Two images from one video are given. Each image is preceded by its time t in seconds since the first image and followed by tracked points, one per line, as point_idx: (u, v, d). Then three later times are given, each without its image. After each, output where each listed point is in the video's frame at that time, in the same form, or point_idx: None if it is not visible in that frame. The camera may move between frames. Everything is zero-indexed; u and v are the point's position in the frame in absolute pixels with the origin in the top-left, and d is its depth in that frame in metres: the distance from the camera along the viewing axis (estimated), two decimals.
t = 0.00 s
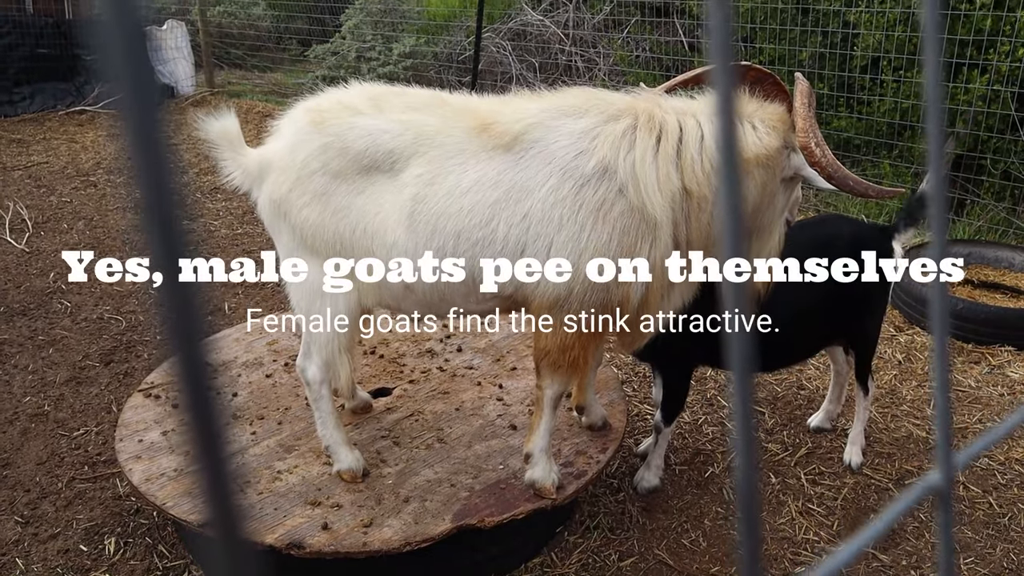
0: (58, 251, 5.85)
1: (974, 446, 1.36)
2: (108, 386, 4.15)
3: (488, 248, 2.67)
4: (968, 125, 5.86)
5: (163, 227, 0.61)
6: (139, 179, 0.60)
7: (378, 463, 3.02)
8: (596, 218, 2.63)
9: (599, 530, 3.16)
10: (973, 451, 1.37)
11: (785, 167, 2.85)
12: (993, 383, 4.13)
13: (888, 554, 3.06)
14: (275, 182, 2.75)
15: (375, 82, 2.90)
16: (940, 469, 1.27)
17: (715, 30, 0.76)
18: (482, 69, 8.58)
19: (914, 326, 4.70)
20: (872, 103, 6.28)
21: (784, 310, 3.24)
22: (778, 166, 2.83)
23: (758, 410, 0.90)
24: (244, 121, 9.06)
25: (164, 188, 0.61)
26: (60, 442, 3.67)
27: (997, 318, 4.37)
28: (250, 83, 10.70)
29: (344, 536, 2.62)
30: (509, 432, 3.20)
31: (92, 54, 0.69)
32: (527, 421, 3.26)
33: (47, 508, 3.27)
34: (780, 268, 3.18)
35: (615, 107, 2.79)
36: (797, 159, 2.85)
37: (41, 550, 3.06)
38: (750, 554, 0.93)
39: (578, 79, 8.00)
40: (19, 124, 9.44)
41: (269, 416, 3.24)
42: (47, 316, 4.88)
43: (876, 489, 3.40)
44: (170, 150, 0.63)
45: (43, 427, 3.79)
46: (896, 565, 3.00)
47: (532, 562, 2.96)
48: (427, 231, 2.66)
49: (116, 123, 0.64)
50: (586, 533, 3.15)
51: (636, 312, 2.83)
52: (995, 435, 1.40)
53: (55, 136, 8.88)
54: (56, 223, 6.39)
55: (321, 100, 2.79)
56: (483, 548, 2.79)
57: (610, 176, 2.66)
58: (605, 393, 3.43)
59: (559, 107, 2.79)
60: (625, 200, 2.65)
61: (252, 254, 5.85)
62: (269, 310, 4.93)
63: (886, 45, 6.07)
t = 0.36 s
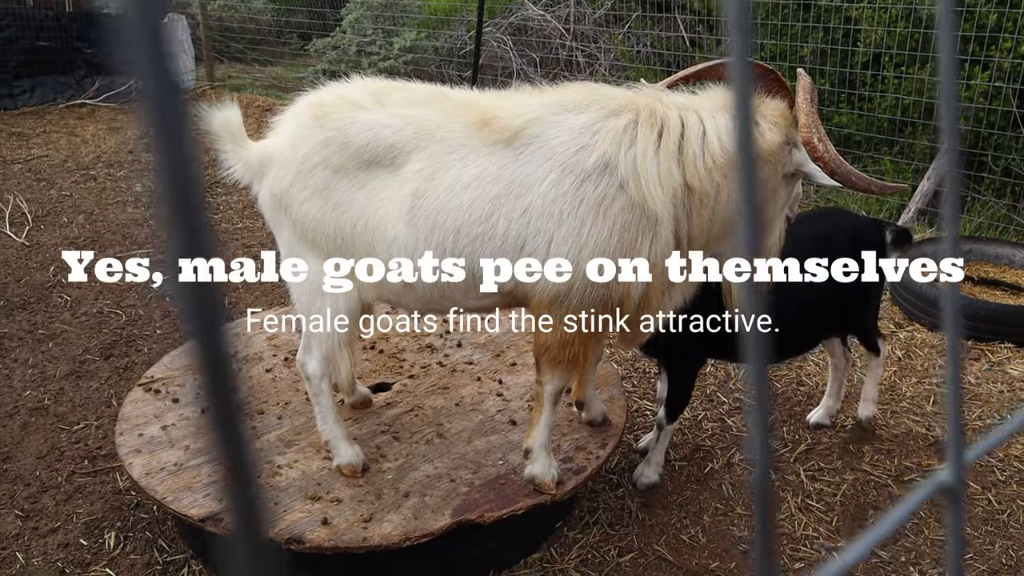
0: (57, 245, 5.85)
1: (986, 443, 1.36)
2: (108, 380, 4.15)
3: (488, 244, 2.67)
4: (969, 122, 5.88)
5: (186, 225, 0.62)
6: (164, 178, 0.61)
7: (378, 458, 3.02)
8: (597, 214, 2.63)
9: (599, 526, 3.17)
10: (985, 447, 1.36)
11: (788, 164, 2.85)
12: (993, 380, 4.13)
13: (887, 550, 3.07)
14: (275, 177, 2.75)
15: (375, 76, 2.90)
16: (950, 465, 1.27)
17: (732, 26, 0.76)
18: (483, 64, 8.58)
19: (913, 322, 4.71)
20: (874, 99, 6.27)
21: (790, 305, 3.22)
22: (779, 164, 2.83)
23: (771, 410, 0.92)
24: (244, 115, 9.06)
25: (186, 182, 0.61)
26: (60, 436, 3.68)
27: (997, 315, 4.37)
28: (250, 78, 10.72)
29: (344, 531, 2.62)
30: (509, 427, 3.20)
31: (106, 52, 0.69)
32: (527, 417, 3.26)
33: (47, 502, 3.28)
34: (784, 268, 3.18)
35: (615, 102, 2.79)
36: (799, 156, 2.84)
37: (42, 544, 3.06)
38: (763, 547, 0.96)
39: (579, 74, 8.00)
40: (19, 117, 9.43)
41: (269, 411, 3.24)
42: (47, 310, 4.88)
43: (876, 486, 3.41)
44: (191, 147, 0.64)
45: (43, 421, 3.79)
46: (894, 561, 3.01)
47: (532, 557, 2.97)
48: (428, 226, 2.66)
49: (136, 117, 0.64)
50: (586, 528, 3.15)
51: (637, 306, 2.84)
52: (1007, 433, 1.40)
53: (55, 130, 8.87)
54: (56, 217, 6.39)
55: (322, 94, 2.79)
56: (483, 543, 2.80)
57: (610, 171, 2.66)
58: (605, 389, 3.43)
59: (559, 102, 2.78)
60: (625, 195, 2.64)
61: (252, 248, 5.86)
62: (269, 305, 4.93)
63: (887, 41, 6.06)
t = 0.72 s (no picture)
0: (45, 237, 5.81)
1: (987, 403, 1.32)
2: (96, 372, 4.13)
3: (482, 235, 2.66)
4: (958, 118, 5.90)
5: (246, 218, 0.57)
6: (227, 175, 0.56)
7: (368, 450, 3.02)
8: (589, 205, 2.63)
9: (589, 518, 3.18)
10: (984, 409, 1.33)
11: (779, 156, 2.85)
12: (980, 374, 4.16)
13: (875, 542, 3.09)
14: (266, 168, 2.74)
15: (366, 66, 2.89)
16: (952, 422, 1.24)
17: None
18: (474, 57, 8.56)
19: (901, 316, 4.74)
20: (864, 94, 6.27)
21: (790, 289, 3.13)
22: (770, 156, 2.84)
23: (791, 349, 0.84)
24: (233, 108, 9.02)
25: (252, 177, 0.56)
26: (48, 429, 3.66)
27: (983, 309, 4.40)
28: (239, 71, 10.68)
29: (335, 522, 2.61)
30: (500, 419, 3.20)
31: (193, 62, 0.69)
32: (517, 409, 3.26)
33: (35, 494, 3.26)
34: (797, 263, 3.10)
35: (607, 93, 2.79)
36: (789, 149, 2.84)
37: (30, 537, 3.05)
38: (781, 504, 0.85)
39: (570, 68, 8.01)
40: (5, 109, 9.36)
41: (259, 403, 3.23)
42: (35, 302, 4.84)
43: (864, 478, 3.42)
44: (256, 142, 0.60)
45: (31, 413, 3.76)
46: (882, 552, 3.03)
47: (522, 549, 2.98)
48: (420, 217, 2.65)
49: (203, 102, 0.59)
50: (576, 520, 3.16)
51: (630, 299, 2.85)
52: (1006, 395, 1.36)
53: (43, 121, 8.81)
54: (43, 209, 6.34)
55: (313, 85, 2.78)
56: (474, 534, 2.80)
57: (602, 163, 2.66)
58: (596, 382, 3.43)
59: (551, 93, 2.78)
60: (618, 186, 2.64)
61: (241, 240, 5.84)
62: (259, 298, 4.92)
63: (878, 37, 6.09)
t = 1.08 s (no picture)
0: (45, 227, 5.81)
1: (1013, 382, 1.35)
2: (96, 363, 4.13)
3: (484, 230, 2.67)
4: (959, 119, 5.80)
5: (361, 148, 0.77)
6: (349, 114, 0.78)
7: (368, 442, 3.02)
8: (591, 200, 2.63)
9: (588, 513, 3.18)
10: (1007, 391, 1.35)
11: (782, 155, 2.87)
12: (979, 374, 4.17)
13: (872, 540, 3.10)
14: (269, 159, 2.74)
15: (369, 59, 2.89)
16: (978, 400, 1.26)
17: None
18: (476, 53, 8.55)
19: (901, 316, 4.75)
20: (866, 94, 6.26)
21: (798, 285, 3.16)
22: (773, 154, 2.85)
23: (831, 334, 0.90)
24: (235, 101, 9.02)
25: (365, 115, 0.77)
26: (48, 418, 3.66)
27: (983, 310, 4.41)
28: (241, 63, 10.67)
29: (334, 514, 2.62)
30: (500, 414, 3.21)
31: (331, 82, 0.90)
32: (517, 404, 3.27)
33: (35, 483, 3.26)
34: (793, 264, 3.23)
35: (611, 89, 2.79)
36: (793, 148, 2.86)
37: (29, 525, 3.05)
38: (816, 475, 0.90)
39: (573, 64, 8.01)
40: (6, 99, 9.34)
41: (260, 395, 3.23)
42: (35, 292, 4.84)
43: (862, 476, 3.43)
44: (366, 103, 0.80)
45: (30, 403, 3.77)
46: (879, 550, 3.04)
47: (521, 543, 2.98)
48: (423, 211, 2.66)
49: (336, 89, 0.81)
50: (575, 515, 3.17)
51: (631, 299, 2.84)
52: None
53: (44, 112, 8.79)
54: (43, 199, 6.34)
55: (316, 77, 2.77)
56: (473, 528, 2.81)
57: (605, 158, 2.66)
58: (596, 377, 3.44)
59: (555, 89, 2.78)
60: (620, 182, 2.65)
61: (242, 233, 5.85)
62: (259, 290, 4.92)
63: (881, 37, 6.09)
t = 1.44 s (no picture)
0: (44, 223, 5.80)
1: None
2: (95, 359, 4.13)
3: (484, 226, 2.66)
4: (960, 116, 5.87)
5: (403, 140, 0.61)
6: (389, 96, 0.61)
7: (368, 439, 3.02)
8: (591, 196, 2.63)
9: (587, 510, 3.18)
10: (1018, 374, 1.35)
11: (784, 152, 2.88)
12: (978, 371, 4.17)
13: (871, 537, 3.10)
14: (267, 155, 2.74)
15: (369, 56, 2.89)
16: (992, 382, 1.25)
17: None
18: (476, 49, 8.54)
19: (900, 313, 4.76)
20: (866, 92, 6.26)
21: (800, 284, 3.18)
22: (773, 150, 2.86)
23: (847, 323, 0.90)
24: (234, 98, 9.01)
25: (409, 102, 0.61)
26: (47, 414, 3.66)
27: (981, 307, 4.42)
28: (240, 60, 10.66)
29: (334, 510, 2.62)
30: (499, 410, 3.21)
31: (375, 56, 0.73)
32: (517, 400, 3.27)
33: (34, 479, 3.26)
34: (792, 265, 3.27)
35: (610, 85, 2.78)
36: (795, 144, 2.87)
37: (28, 522, 3.05)
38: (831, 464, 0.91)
39: (572, 62, 8.02)
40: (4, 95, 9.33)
41: (259, 392, 3.23)
42: (34, 288, 4.84)
43: (861, 473, 3.44)
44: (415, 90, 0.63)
45: (29, 399, 3.76)
46: (879, 547, 3.04)
47: (520, 540, 2.99)
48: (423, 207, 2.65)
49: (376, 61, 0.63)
50: (574, 512, 3.17)
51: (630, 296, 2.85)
52: None
53: (42, 108, 8.79)
54: (42, 195, 6.33)
55: (315, 74, 2.77)
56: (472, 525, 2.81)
57: (605, 153, 2.65)
58: (596, 374, 3.44)
59: (554, 85, 2.78)
60: (620, 177, 2.64)
61: (241, 229, 5.85)
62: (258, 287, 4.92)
63: (881, 34, 6.09)
